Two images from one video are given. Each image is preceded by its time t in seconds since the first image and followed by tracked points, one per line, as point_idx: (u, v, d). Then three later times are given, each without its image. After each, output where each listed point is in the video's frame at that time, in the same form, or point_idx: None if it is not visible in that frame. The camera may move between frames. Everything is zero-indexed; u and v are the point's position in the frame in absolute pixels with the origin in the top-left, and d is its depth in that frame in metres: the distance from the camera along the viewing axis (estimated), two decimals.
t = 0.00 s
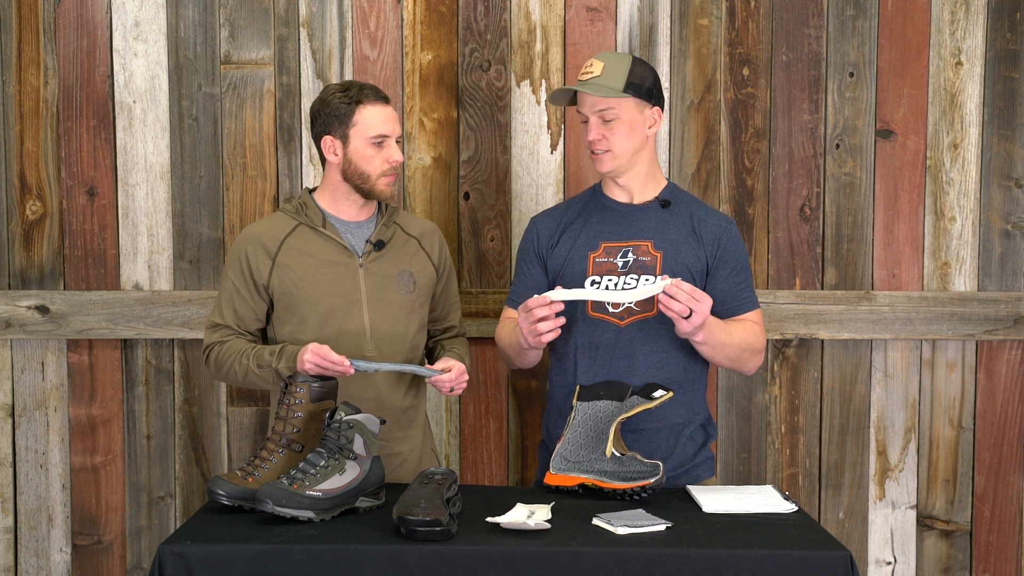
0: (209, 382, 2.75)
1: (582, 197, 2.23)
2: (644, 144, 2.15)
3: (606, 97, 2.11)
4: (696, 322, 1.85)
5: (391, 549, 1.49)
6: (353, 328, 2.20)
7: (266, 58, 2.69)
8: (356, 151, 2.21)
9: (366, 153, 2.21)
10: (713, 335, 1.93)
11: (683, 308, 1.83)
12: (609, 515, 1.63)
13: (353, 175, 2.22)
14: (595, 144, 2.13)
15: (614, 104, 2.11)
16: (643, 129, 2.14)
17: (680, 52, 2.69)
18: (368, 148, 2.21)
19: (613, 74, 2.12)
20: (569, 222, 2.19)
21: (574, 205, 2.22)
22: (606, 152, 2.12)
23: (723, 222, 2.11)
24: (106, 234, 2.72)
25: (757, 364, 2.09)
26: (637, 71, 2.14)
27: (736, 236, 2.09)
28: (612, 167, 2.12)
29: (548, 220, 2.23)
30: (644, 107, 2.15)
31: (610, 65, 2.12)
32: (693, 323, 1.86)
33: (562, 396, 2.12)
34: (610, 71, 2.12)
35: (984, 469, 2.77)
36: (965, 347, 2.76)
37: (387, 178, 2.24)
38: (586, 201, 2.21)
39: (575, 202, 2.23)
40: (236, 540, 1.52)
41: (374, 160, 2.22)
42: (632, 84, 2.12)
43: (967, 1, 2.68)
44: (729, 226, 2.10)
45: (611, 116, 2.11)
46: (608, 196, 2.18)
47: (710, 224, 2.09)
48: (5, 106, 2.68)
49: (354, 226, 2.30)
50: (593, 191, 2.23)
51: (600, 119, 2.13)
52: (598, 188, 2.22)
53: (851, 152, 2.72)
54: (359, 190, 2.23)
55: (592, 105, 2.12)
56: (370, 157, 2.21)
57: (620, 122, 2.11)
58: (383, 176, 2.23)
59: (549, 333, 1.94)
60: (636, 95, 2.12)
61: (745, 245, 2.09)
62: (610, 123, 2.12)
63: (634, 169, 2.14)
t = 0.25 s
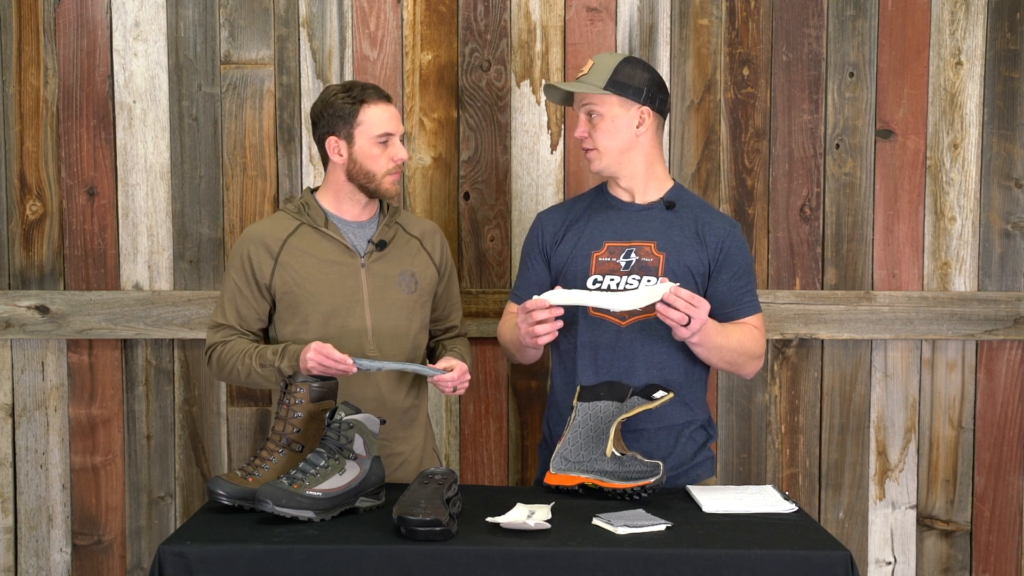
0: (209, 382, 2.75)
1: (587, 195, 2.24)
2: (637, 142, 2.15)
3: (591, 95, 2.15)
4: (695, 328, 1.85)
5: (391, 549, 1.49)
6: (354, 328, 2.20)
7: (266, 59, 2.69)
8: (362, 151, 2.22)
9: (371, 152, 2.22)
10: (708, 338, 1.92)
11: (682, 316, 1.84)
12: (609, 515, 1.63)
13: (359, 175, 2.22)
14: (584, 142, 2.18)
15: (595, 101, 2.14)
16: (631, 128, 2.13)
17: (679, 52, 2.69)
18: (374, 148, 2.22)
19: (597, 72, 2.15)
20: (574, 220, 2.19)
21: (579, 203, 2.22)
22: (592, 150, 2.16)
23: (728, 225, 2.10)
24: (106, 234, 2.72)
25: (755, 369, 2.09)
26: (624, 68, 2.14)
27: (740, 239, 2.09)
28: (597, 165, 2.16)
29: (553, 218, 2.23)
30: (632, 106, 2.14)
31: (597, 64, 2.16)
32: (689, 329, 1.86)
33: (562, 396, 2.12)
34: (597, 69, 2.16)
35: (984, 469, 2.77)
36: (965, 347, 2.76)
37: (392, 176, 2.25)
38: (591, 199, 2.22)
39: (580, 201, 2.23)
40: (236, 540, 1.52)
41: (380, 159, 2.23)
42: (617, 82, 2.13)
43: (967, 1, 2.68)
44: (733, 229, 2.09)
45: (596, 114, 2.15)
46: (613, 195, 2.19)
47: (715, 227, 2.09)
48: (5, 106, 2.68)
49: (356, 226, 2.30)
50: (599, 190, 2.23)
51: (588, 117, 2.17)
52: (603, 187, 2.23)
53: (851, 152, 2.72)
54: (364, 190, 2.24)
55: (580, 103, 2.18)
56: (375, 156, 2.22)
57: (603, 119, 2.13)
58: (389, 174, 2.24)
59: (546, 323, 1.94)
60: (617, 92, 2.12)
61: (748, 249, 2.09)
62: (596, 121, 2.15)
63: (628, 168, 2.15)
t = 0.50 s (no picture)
0: (209, 382, 2.75)
1: (591, 195, 2.24)
2: (641, 142, 2.15)
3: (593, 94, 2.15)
4: (695, 326, 1.86)
5: (391, 549, 1.49)
6: (355, 328, 2.20)
7: (266, 59, 2.69)
8: (367, 149, 2.22)
9: (376, 149, 2.22)
10: (709, 337, 1.93)
11: (682, 313, 1.84)
12: (609, 515, 1.63)
13: (364, 174, 2.22)
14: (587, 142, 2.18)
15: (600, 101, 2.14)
16: (634, 128, 2.13)
17: (679, 52, 2.69)
18: (379, 145, 2.23)
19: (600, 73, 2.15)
20: (577, 220, 2.19)
21: (582, 203, 2.22)
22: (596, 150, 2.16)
23: (731, 226, 2.10)
24: (106, 234, 2.72)
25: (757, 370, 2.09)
26: (626, 69, 2.14)
27: (743, 240, 2.09)
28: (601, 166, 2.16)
29: (556, 217, 2.23)
30: (635, 105, 2.14)
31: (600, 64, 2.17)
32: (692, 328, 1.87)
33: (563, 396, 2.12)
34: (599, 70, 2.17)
35: (984, 469, 2.77)
36: (965, 347, 2.76)
37: (396, 174, 2.26)
38: (595, 199, 2.22)
39: (584, 200, 2.23)
40: (236, 540, 1.52)
41: (384, 157, 2.23)
42: (619, 81, 2.13)
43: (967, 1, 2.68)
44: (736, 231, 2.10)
45: (599, 114, 2.15)
46: (616, 196, 2.19)
47: (718, 228, 2.09)
48: (5, 106, 2.68)
49: (355, 225, 2.30)
50: (602, 190, 2.23)
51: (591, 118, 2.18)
52: (607, 188, 2.22)
53: (851, 152, 2.72)
54: (369, 188, 2.24)
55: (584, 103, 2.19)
56: (380, 153, 2.23)
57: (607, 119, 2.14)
58: (393, 171, 2.25)
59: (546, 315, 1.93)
60: (620, 92, 2.12)
61: (751, 250, 2.09)
62: (599, 121, 2.15)
63: (631, 168, 2.15)
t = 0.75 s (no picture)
0: (209, 382, 2.75)
1: (593, 196, 2.24)
2: (644, 142, 2.14)
3: (595, 96, 2.15)
4: (695, 331, 1.85)
5: (391, 549, 1.49)
6: (355, 327, 2.20)
7: (266, 58, 2.69)
8: (365, 149, 2.22)
9: (373, 148, 2.22)
10: (711, 340, 1.93)
11: (681, 318, 1.83)
12: (609, 515, 1.63)
13: (362, 174, 2.22)
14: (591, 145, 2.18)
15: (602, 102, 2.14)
16: (637, 129, 2.13)
17: (679, 52, 2.69)
18: (377, 145, 2.23)
19: (601, 74, 2.15)
20: (579, 220, 2.19)
21: (584, 204, 2.22)
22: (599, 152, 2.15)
23: (732, 227, 2.10)
24: (106, 234, 2.72)
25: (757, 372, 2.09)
26: (627, 69, 2.14)
27: (744, 242, 2.09)
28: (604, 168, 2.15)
29: (558, 217, 2.23)
30: (637, 106, 2.14)
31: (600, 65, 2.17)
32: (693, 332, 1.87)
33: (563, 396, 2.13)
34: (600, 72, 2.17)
35: (984, 469, 2.77)
36: (965, 347, 2.76)
37: (395, 173, 2.26)
38: (597, 199, 2.22)
39: (586, 201, 2.24)
40: (236, 540, 1.52)
41: (383, 157, 2.23)
42: (621, 82, 2.13)
43: (967, 0, 2.68)
44: (737, 232, 2.10)
45: (602, 115, 2.15)
46: (617, 196, 2.19)
47: (720, 229, 2.09)
48: (5, 106, 2.68)
49: (354, 225, 2.30)
50: (604, 190, 2.23)
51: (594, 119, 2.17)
52: (609, 188, 2.23)
53: (851, 152, 2.72)
54: (367, 187, 2.24)
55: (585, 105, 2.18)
56: (378, 153, 2.23)
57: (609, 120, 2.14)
58: (392, 171, 2.25)
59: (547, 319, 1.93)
60: (623, 92, 2.13)
61: (752, 252, 2.10)
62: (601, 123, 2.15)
63: (634, 170, 2.14)
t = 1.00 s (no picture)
0: (209, 382, 2.75)
1: (590, 197, 2.24)
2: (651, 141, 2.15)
3: (610, 91, 2.12)
4: (697, 326, 1.85)
5: (391, 549, 1.49)
6: (354, 327, 2.20)
7: (266, 59, 2.69)
8: (364, 149, 2.22)
9: (371, 147, 2.22)
10: (712, 338, 1.92)
11: (683, 313, 1.83)
12: (609, 515, 1.63)
13: (361, 174, 2.22)
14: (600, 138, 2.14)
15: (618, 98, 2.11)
16: (648, 127, 2.13)
17: (679, 52, 2.69)
18: (375, 145, 2.22)
19: (617, 69, 2.13)
20: (577, 221, 2.19)
21: (582, 205, 2.22)
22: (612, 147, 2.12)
23: (730, 226, 2.11)
24: (106, 234, 2.72)
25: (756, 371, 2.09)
26: (641, 69, 2.14)
27: (743, 241, 2.10)
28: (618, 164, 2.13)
29: (556, 219, 2.23)
30: (650, 105, 2.14)
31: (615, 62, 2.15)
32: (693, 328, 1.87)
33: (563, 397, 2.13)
34: (614, 67, 2.14)
35: (984, 469, 2.77)
36: (965, 347, 2.76)
37: (394, 173, 2.26)
38: (595, 200, 2.22)
39: (584, 201, 2.23)
40: (236, 540, 1.52)
41: (381, 157, 2.23)
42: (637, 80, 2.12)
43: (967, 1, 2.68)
44: (735, 231, 2.10)
45: (616, 110, 2.11)
46: (615, 197, 2.18)
47: (718, 228, 2.09)
48: (5, 106, 2.68)
49: (354, 225, 2.30)
50: (602, 191, 2.23)
51: (604, 113, 2.13)
52: (606, 190, 2.22)
53: (851, 152, 2.72)
54: (366, 187, 2.24)
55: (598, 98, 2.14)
56: (377, 153, 2.22)
57: (625, 116, 2.11)
58: (391, 171, 2.25)
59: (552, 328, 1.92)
60: (639, 91, 2.12)
61: (751, 251, 2.10)
62: (614, 118, 2.12)
63: (639, 168, 2.14)
